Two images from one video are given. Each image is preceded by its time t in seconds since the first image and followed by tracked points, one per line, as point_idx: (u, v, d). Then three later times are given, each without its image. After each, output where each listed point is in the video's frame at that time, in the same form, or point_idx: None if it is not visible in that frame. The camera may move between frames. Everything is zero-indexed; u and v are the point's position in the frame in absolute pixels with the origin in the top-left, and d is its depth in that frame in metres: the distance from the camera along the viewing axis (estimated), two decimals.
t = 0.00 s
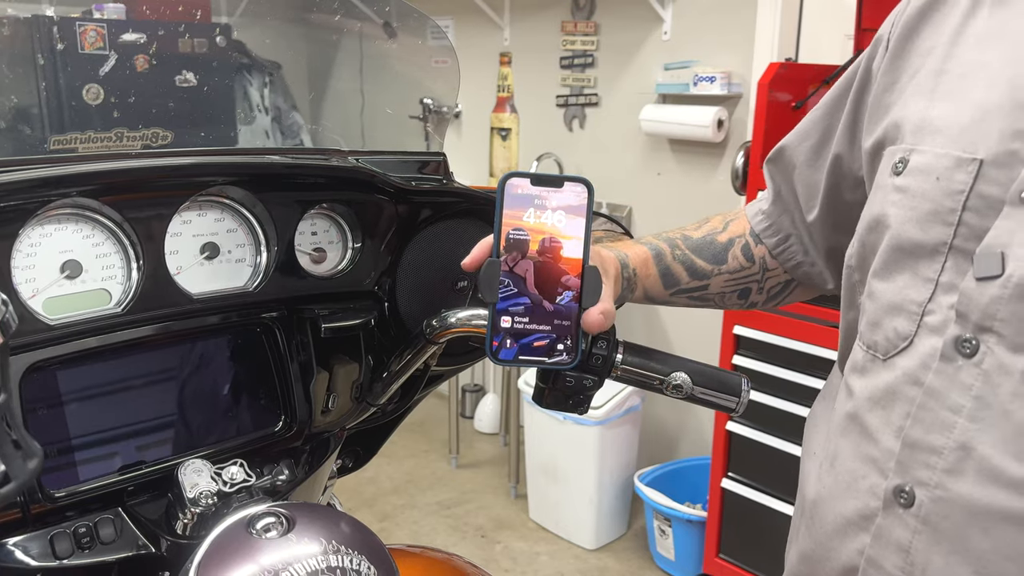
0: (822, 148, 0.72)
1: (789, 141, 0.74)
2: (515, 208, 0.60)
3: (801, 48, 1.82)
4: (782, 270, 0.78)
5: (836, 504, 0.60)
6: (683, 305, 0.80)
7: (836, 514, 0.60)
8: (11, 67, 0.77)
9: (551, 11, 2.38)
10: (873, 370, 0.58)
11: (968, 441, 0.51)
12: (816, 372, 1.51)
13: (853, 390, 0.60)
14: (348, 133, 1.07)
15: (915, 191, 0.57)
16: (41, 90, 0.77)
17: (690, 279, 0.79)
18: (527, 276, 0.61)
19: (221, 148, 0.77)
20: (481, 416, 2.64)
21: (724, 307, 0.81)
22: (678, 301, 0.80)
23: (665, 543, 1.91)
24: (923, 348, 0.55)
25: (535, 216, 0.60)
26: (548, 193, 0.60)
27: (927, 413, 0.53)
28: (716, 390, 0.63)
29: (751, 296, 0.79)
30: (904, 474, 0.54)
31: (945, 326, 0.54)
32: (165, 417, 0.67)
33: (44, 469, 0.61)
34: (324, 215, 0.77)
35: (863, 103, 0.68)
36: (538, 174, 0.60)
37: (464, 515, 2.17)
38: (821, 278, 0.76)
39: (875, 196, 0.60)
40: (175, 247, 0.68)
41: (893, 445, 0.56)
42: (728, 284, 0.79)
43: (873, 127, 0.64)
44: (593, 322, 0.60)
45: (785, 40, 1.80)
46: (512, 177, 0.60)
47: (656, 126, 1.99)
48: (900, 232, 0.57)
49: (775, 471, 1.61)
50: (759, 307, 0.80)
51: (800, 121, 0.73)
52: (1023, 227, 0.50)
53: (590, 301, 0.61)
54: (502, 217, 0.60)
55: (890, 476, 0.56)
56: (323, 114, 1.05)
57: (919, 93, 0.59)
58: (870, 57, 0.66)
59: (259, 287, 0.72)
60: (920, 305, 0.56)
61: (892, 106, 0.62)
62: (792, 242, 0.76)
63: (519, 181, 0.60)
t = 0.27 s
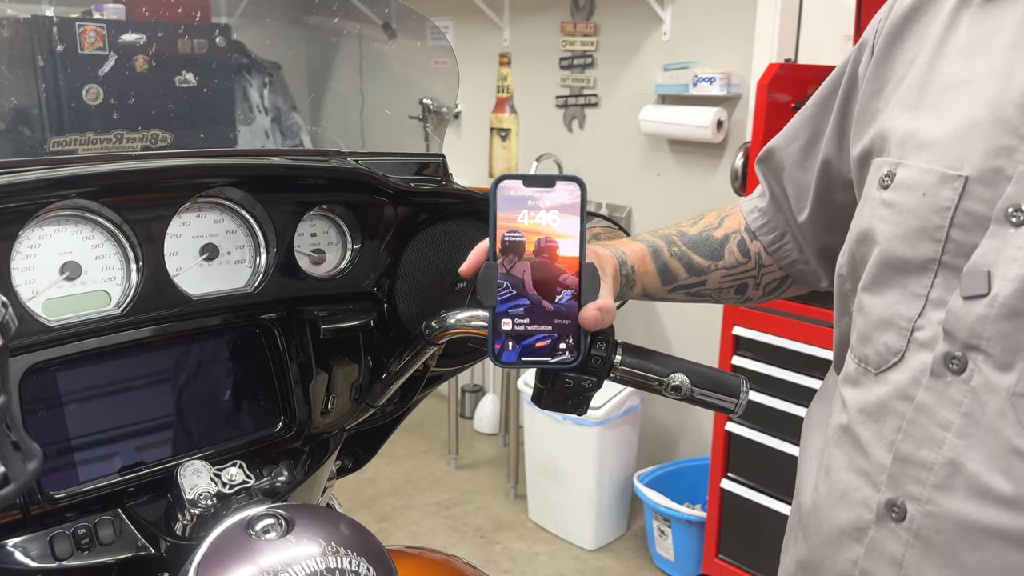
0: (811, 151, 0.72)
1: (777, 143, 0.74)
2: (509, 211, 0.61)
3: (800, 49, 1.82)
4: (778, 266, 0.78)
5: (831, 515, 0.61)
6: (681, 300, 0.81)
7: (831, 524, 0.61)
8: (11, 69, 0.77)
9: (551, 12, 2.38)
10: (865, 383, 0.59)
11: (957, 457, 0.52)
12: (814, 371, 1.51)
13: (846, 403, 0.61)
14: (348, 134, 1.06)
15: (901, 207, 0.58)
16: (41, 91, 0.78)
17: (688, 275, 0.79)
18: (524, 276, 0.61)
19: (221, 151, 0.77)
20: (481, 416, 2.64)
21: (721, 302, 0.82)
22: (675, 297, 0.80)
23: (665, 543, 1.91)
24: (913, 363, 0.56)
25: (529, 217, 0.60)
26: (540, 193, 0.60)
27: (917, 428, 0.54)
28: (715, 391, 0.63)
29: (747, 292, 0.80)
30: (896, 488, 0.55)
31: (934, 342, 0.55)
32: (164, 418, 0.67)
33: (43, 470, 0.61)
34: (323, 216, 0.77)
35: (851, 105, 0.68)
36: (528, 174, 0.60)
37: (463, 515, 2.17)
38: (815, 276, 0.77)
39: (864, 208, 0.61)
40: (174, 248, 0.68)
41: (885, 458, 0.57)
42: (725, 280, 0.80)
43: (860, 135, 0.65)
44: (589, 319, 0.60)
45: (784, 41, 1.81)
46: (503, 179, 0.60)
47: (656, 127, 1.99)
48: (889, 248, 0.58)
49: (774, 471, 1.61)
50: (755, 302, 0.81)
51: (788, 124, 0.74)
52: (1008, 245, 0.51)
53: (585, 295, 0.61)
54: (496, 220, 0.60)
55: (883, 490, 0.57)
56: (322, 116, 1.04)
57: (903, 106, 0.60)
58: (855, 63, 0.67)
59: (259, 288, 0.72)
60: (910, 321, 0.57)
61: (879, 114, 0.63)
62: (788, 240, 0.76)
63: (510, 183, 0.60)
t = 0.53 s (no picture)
0: (804, 153, 0.72)
1: (771, 145, 0.75)
2: (507, 213, 0.61)
3: (800, 50, 1.83)
4: (775, 266, 0.78)
5: (825, 519, 0.62)
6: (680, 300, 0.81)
7: (825, 528, 0.62)
8: (11, 70, 0.77)
9: (550, 12, 2.38)
10: (858, 387, 0.60)
11: (949, 461, 0.52)
12: (813, 373, 1.51)
13: (839, 405, 0.62)
14: (348, 135, 1.05)
15: (894, 211, 0.58)
16: (42, 93, 0.78)
17: (687, 275, 0.79)
18: (524, 278, 0.61)
19: (221, 153, 0.77)
20: (480, 417, 2.64)
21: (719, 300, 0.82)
22: (675, 296, 0.80)
23: (665, 544, 1.92)
24: (905, 367, 0.56)
25: (527, 219, 0.61)
26: (539, 195, 0.61)
27: (910, 432, 0.54)
28: (715, 392, 0.63)
29: (745, 291, 0.80)
30: (889, 492, 0.56)
31: (927, 346, 0.55)
32: (164, 419, 0.67)
33: (45, 470, 0.61)
34: (324, 217, 0.77)
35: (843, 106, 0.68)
36: (526, 176, 0.60)
37: (463, 515, 2.17)
38: (811, 277, 0.77)
39: (856, 212, 0.61)
40: (175, 250, 0.69)
41: (877, 462, 0.57)
42: (724, 279, 0.80)
43: (852, 138, 0.65)
44: (588, 320, 0.61)
45: (784, 42, 1.81)
46: (501, 181, 0.60)
47: (656, 127, 1.99)
48: (881, 251, 0.58)
49: (773, 472, 1.61)
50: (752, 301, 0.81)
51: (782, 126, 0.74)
52: (999, 250, 0.51)
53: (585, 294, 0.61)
54: (495, 223, 0.61)
55: (876, 493, 0.57)
56: (322, 117, 1.04)
57: (895, 109, 0.60)
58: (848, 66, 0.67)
59: (259, 289, 0.72)
60: (903, 325, 0.57)
61: (872, 117, 0.63)
62: (784, 240, 0.76)
63: (509, 185, 0.60)
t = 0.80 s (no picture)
0: (800, 152, 0.73)
1: (769, 143, 0.75)
2: (502, 217, 0.61)
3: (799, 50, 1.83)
4: (772, 264, 0.78)
5: (820, 519, 0.62)
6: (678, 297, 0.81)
7: (820, 528, 0.62)
8: (11, 72, 0.77)
9: (550, 13, 2.38)
10: (851, 385, 0.60)
11: (943, 460, 0.52)
12: (812, 373, 1.51)
13: (832, 404, 0.62)
14: (348, 136, 1.05)
15: (889, 209, 0.58)
16: (42, 96, 0.78)
17: (685, 272, 0.79)
18: (523, 281, 0.61)
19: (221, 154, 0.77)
20: (480, 417, 2.64)
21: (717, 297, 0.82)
22: (673, 293, 0.80)
23: (664, 545, 1.92)
24: (898, 366, 0.56)
25: (523, 222, 0.61)
26: (533, 197, 0.61)
27: (904, 431, 0.55)
28: (713, 393, 0.63)
29: (743, 288, 0.80)
30: (883, 491, 0.56)
31: (920, 345, 0.55)
32: (163, 419, 0.67)
33: (45, 471, 0.61)
34: (324, 219, 0.77)
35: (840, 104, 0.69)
36: (520, 179, 0.60)
37: (462, 516, 2.17)
38: (807, 275, 0.77)
39: (852, 211, 0.62)
40: (175, 252, 0.69)
41: (871, 462, 0.57)
42: (721, 277, 0.80)
43: (848, 138, 0.65)
44: (587, 319, 0.61)
45: (783, 42, 1.81)
46: (495, 186, 0.60)
47: (656, 128, 1.99)
48: (876, 250, 0.58)
49: (772, 473, 1.62)
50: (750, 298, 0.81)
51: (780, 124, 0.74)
52: (992, 249, 0.52)
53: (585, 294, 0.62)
54: (491, 226, 0.60)
55: (870, 493, 0.57)
56: (322, 118, 1.04)
57: (891, 107, 0.60)
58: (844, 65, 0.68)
59: (259, 291, 0.72)
60: (896, 323, 0.57)
61: (867, 116, 0.63)
62: (781, 237, 0.76)
63: (503, 189, 0.60)
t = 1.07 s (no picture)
0: (797, 145, 0.73)
1: (765, 135, 0.75)
2: (485, 229, 0.59)
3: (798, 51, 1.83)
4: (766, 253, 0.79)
5: (818, 516, 0.62)
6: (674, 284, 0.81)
7: (818, 525, 0.62)
8: (10, 74, 0.77)
9: (549, 14, 2.38)
10: (848, 381, 0.60)
11: (941, 456, 0.53)
12: (811, 373, 1.52)
13: (829, 400, 0.62)
14: (348, 137, 1.06)
15: (889, 205, 0.58)
16: (42, 96, 0.78)
17: (680, 258, 0.80)
18: (521, 285, 0.61)
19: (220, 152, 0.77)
20: (479, 417, 2.64)
21: (710, 284, 0.83)
22: (669, 281, 0.81)
23: (663, 545, 1.92)
24: (895, 363, 0.56)
25: (508, 228, 0.60)
26: (512, 202, 0.60)
27: (902, 428, 0.55)
28: (713, 394, 0.63)
29: (737, 275, 0.81)
30: (880, 488, 0.56)
31: (917, 341, 0.55)
32: (163, 420, 0.67)
33: (46, 472, 0.62)
34: (323, 220, 0.77)
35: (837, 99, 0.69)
36: (496, 188, 0.59)
37: (462, 516, 2.17)
38: (799, 268, 0.77)
39: (851, 207, 0.62)
40: (175, 253, 0.69)
41: (869, 459, 0.57)
42: (716, 263, 0.81)
43: (847, 133, 0.65)
44: (591, 308, 0.62)
45: (782, 43, 1.81)
46: (472, 199, 0.59)
47: (655, 128, 1.99)
48: (875, 245, 0.58)
49: (771, 473, 1.62)
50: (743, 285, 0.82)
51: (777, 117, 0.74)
52: (990, 245, 0.52)
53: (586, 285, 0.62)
54: (478, 241, 0.59)
55: (867, 489, 0.57)
56: (321, 119, 1.05)
57: (892, 103, 0.60)
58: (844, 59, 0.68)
59: (259, 292, 0.72)
60: (893, 319, 0.57)
61: (866, 111, 0.63)
62: (775, 228, 0.77)
63: (481, 201, 0.59)
